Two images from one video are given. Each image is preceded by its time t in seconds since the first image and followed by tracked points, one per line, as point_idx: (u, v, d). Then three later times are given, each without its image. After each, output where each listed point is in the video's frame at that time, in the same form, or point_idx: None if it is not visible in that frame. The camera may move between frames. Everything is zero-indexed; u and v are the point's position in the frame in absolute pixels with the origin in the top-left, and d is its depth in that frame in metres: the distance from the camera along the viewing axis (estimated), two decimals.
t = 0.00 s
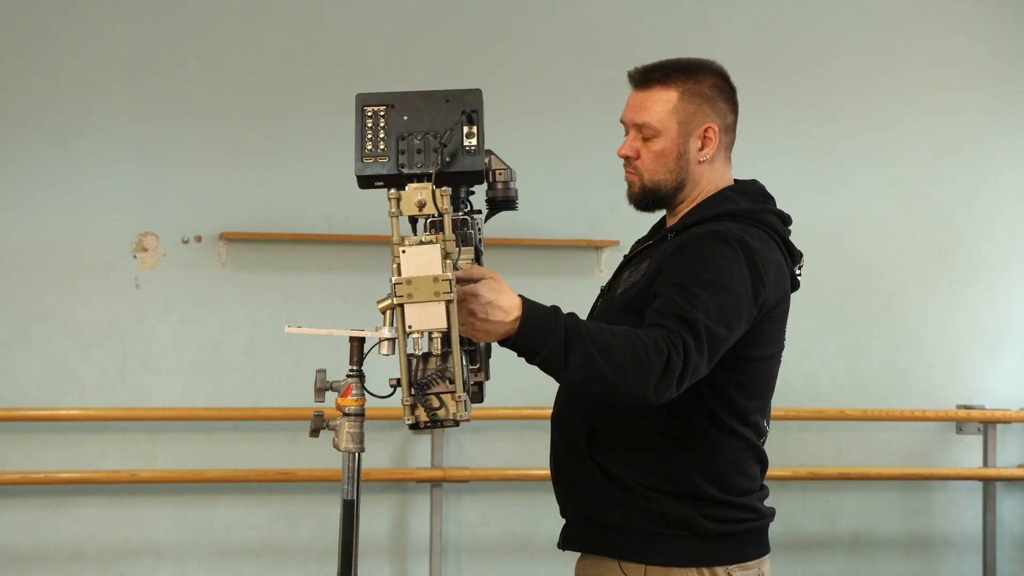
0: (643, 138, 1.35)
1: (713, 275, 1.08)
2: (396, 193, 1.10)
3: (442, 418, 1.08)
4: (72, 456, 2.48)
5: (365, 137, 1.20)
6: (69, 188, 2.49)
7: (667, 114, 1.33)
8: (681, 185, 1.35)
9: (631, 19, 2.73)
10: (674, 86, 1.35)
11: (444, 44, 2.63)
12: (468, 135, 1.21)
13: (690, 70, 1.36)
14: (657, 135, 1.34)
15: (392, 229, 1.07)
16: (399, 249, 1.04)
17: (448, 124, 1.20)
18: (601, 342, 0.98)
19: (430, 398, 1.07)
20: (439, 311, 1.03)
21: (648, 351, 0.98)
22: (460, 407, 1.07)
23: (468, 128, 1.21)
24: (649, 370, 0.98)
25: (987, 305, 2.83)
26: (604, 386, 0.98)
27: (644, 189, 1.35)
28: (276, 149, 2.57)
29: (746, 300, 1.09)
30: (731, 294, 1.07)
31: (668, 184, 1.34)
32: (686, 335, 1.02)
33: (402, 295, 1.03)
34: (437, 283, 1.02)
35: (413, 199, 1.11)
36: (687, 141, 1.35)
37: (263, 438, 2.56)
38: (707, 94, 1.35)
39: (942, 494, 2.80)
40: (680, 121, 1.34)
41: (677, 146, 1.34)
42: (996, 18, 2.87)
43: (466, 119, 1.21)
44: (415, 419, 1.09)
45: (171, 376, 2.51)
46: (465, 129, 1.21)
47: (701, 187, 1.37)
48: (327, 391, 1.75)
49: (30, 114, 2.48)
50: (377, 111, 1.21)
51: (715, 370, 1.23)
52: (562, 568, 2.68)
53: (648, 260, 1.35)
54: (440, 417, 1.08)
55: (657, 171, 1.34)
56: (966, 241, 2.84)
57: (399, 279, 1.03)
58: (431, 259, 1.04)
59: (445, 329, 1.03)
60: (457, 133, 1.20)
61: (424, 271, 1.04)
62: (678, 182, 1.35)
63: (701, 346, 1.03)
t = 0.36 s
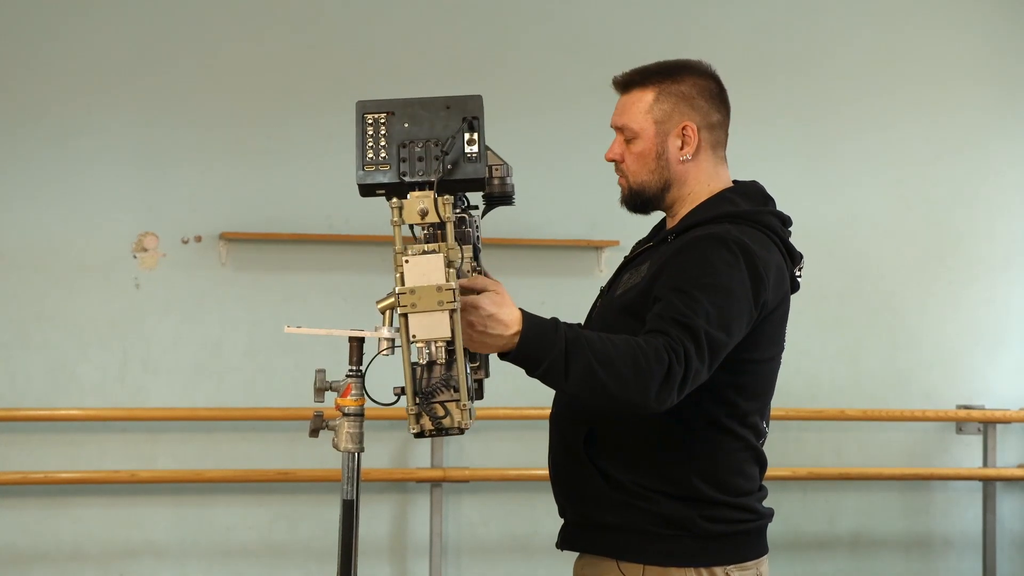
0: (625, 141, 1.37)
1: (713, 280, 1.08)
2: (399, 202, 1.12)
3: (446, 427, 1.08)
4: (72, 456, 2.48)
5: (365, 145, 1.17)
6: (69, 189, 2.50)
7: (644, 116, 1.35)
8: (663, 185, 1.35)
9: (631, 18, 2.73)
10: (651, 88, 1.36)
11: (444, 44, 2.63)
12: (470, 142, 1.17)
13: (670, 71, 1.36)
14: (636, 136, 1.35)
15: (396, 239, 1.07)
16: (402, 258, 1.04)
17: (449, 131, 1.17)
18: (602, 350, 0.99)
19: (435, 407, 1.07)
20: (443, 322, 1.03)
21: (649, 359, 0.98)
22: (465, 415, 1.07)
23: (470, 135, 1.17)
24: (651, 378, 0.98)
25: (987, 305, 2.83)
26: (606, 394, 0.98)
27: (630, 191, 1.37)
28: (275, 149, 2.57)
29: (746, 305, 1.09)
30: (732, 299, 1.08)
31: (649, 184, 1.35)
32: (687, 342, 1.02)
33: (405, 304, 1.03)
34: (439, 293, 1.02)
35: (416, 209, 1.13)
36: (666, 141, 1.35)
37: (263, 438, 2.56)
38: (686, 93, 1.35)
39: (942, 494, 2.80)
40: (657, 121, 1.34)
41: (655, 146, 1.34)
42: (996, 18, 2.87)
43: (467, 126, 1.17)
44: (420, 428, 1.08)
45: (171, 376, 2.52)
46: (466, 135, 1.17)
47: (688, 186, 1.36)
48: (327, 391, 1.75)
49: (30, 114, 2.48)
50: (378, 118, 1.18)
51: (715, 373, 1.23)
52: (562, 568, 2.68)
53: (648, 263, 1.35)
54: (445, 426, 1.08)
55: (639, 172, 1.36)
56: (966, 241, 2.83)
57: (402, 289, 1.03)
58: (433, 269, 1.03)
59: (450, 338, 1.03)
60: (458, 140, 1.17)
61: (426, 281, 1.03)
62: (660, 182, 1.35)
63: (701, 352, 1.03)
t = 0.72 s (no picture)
0: (626, 139, 1.37)
1: (713, 278, 1.08)
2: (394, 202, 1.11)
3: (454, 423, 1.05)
4: (72, 456, 2.48)
5: (358, 146, 1.17)
6: (69, 189, 2.50)
7: (646, 114, 1.35)
8: (663, 183, 1.35)
9: (631, 19, 2.73)
10: (653, 87, 1.36)
11: (444, 44, 2.63)
12: (463, 137, 1.18)
13: (672, 71, 1.36)
14: (638, 135, 1.35)
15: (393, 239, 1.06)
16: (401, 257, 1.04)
17: (441, 128, 1.18)
18: (601, 348, 0.99)
19: (443, 403, 1.05)
20: (445, 318, 1.02)
21: (650, 356, 0.98)
22: (473, 410, 1.05)
23: (462, 131, 1.18)
24: (651, 374, 0.98)
25: (987, 305, 2.83)
26: (606, 393, 0.98)
27: (630, 189, 1.37)
28: (275, 149, 2.57)
29: (747, 303, 1.10)
30: (732, 297, 1.08)
31: (650, 183, 1.35)
32: (688, 340, 1.02)
33: (407, 302, 1.02)
34: (441, 289, 1.01)
35: (412, 207, 1.11)
36: (668, 139, 1.35)
37: (263, 438, 2.56)
38: (688, 92, 1.35)
39: (943, 494, 2.79)
40: (659, 120, 1.34)
41: (656, 145, 1.34)
42: (996, 18, 2.87)
43: (459, 122, 1.18)
44: (428, 425, 1.06)
45: (171, 376, 2.52)
46: (459, 132, 1.18)
47: (688, 185, 1.36)
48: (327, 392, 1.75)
49: (30, 114, 2.49)
50: (369, 118, 1.18)
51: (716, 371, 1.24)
52: (562, 568, 2.68)
53: (648, 262, 1.35)
54: (452, 422, 1.05)
55: (639, 170, 1.36)
56: (966, 241, 2.83)
57: (402, 287, 1.02)
58: (433, 265, 1.03)
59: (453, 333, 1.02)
60: (450, 137, 1.17)
61: (427, 278, 1.02)
62: (660, 181, 1.35)
63: (702, 349, 1.03)
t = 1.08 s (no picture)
0: (632, 140, 1.36)
1: (711, 275, 1.08)
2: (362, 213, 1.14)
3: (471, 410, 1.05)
4: (72, 456, 2.48)
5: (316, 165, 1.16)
6: (69, 189, 2.50)
7: (654, 115, 1.34)
8: (671, 184, 1.35)
9: (631, 18, 2.73)
10: (659, 87, 1.36)
11: (443, 44, 2.63)
12: (419, 133, 1.17)
13: (678, 71, 1.36)
14: (645, 135, 1.34)
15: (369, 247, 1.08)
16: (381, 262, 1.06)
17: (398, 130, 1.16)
18: (592, 345, 0.99)
19: (454, 395, 1.04)
20: (437, 310, 1.03)
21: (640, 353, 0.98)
22: (484, 396, 1.04)
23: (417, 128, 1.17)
24: (642, 370, 0.98)
25: (987, 305, 2.83)
26: (597, 390, 0.99)
27: (636, 190, 1.36)
28: (275, 149, 2.58)
29: (746, 301, 1.09)
30: (730, 294, 1.07)
31: (657, 183, 1.35)
32: (682, 336, 1.02)
33: (394, 305, 1.04)
34: (425, 284, 1.04)
35: (382, 212, 1.14)
36: (676, 140, 1.34)
37: (263, 438, 2.56)
38: (695, 93, 1.35)
39: (943, 494, 2.79)
40: (667, 120, 1.34)
41: (664, 145, 1.34)
42: (996, 17, 2.87)
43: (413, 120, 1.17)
44: (445, 419, 1.05)
45: (171, 376, 2.52)
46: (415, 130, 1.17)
47: (693, 186, 1.37)
48: (327, 392, 1.75)
49: (30, 115, 2.49)
50: (320, 134, 1.16)
51: (716, 369, 1.23)
52: (562, 568, 2.68)
53: (648, 262, 1.35)
54: (470, 409, 1.04)
55: (646, 171, 1.35)
56: (966, 241, 2.83)
57: (386, 292, 1.05)
58: (414, 264, 1.05)
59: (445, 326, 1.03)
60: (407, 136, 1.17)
61: (409, 277, 1.05)
62: (668, 181, 1.35)
63: (696, 346, 1.03)
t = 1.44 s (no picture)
0: (643, 136, 1.36)
1: (711, 276, 1.08)
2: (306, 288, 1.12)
3: (524, 346, 0.96)
4: (72, 455, 2.48)
5: (253, 292, 1.18)
6: (70, 189, 2.50)
7: (665, 113, 1.34)
8: (679, 183, 1.35)
9: (631, 18, 2.72)
10: (672, 84, 1.36)
11: (444, 44, 2.63)
12: (294, 195, 1.19)
13: (692, 70, 1.36)
14: (656, 132, 1.34)
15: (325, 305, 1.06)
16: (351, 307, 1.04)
17: (276, 207, 1.19)
18: (585, 345, 0.97)
19: (499, 345, 0.97)
20: (424, 300, 1.01)
21: (635, 350, 0.97)
22: (521, 321, 0.97)
23: (289, 192, 1.20)
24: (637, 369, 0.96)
25: (988, 305, 2.83)
26: (590, 388, 0.97)
27: (644, 186, 1.36)
28: (275, 149, 2.58)
29: (746, 301, 1.09)
30: (730, 294, 1.07)
31: (665, 181, 1.35)
32: (677, 334, 1.01)
33: (391, 328, 1.01)
34: (396, 291, 1.02)
35: (317, 272, 1.12)
36: (686, 139, 1.35)
37: (263, 438, 2.56)
38: (708, 93, 1.35)
39: (943, 494, 2.79)
40: (678, 119, 1.34)
41: (675, 144, 1.34)
42: (997, 17, 2.87)
43: (278, 190, 1.20)
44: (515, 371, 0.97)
45: (171, 376, 2.52)
46: (289, 196, 1.19)
47: (702, 186, 1.37)
48: (327, 392, 1.75)
49: (30, 115, 2.49)
50: (232, 267, 1.19)
51: (717, 371, 1.23)
52: (562, 568, 2.68)
53: (652, 264, 1.35)
54: (522, 345, 0.96)
55: (655, 168, 1.35)
56: (966, 241, 2.83)
57: (376, 324, 1.02)
58: (375, 283, 1.03)
59: (440, 301, 1.01)
60: (284, 205, 1.19)
61: (382, 298, 1.03)
62: (676, 180, 1.35)
63: (693, 345, 1.02)
